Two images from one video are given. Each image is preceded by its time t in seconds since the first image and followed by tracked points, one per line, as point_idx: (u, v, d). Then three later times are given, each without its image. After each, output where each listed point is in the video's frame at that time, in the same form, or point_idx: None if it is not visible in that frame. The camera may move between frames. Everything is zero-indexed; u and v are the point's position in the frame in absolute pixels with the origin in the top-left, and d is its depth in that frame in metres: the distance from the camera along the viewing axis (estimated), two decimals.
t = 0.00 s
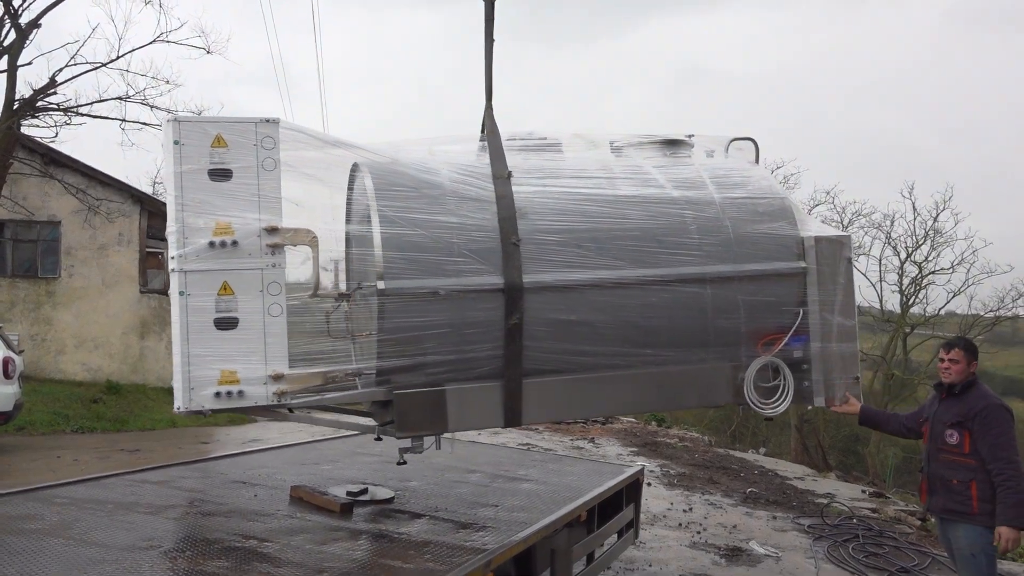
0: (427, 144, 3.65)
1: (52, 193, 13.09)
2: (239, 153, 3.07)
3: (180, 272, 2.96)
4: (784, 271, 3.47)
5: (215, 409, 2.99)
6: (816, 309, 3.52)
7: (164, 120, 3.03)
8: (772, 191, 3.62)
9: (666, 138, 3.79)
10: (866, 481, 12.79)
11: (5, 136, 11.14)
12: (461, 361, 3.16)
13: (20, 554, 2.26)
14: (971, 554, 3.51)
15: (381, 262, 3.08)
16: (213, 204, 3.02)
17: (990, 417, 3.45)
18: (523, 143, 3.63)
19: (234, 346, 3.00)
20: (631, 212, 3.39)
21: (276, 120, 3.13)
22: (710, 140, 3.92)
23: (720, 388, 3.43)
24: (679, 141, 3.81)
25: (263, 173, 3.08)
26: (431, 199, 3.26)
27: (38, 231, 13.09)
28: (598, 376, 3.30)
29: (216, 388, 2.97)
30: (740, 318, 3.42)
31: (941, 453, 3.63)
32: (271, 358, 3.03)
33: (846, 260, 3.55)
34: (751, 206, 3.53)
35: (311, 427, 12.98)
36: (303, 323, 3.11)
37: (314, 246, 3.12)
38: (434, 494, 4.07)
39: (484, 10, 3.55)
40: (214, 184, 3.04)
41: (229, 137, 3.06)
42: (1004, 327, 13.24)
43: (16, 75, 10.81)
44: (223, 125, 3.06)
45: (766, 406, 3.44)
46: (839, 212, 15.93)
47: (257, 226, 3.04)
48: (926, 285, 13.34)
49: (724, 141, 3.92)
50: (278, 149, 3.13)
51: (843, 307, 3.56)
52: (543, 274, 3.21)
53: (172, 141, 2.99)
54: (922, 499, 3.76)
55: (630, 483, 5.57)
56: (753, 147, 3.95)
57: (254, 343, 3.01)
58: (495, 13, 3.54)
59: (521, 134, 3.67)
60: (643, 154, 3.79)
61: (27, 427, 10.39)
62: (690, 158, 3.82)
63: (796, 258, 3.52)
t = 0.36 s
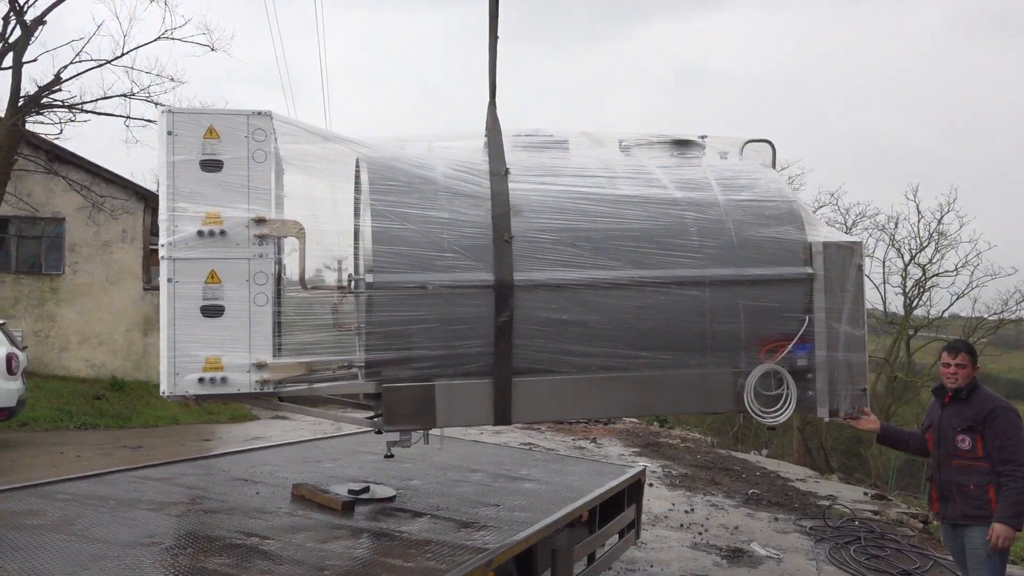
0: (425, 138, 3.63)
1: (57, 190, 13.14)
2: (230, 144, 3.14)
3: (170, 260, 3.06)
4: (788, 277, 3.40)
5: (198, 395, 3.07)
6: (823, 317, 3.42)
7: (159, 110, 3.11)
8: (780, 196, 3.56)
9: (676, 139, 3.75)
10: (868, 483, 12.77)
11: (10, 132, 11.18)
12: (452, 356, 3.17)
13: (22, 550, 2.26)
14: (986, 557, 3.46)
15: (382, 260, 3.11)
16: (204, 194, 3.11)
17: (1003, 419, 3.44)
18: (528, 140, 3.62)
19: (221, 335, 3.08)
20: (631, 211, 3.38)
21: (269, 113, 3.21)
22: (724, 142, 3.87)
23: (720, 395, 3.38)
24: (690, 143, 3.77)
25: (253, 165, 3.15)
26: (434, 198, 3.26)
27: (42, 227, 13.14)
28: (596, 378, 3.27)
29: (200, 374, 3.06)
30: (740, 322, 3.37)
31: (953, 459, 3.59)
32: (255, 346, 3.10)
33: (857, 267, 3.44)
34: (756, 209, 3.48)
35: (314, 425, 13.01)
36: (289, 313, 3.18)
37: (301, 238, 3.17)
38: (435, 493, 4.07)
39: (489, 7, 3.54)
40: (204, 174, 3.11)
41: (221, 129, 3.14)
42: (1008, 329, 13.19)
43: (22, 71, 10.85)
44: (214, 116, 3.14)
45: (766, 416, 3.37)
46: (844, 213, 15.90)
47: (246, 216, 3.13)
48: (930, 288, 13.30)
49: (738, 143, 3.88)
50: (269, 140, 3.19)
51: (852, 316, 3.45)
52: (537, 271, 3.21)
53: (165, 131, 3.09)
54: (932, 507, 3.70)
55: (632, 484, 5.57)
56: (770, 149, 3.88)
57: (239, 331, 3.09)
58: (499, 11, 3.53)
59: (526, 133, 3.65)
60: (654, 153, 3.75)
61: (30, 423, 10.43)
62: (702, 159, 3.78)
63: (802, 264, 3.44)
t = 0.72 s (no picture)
0: (421, 136, 3.63)
1: (56, 192, 13.15)
2: (220, 141, 3.23)
3: (161, 255, 3.16)
4: (795, 271, 3.29)
5: (187, 388, 3.15)
6: (831, 312, 3.31)
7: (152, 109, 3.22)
8: (787, 187, 3.44)
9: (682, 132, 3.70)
10: (868, 481, 12.78)
11: (9, 134, 11.18)
12: (446, 351, 3.18)
13: (21, 551, 2.26)
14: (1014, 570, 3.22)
15: (383, 256, 3.17)
16: (194, 191, 3.20)
17: None
18: (530, 136, 3.62)
19: (212, 329, 3.17)
20: (628, 206, 3.34)
21: (260, 110, 3.28)
22: (734, 137, 3.76)
23: (726, 393, 3.28)
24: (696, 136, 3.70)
25: (243, 161, 3.24)
26: (430, 196, 3.26)
27: (42, 229, 13.14)
28: (596, 376, 3.21)
29: (190, 366, 3.14)
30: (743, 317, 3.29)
31: (982, 466, 3.31)
32: (244, 340, 3.19)
33: (866, 259, 3.33)
34: (761, 202, 3.37)
35: (314, 426, 13.01)
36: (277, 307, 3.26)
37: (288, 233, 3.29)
38: (434, 492, 4.07)
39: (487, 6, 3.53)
40: (195, 171, 3.21)
41: (212, 127, 3.23)
42: (1008, 327, 13.20)
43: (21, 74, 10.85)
44: (205, 114, 3.23)
45: (774, 414, 3.24)
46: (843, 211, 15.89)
47: (235, 212, 3.21)
48: (930, 285, 13.29)
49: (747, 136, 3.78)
50: (258, 136, 3.26)
51: (863, 312, 3.33)
52: (528, 265, 3.21)
53: (158, 129, 3.19)
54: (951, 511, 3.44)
55: (632, 482, 5.57)
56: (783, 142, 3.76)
57: (228, 324, 3.18)
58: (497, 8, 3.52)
59: (526, 129, 3.65)
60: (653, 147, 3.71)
61: (30, 425, 10.43)
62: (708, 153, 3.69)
63: (809, 257, 3.33)
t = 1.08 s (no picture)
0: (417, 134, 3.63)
1: (48, 186, 13.08)
2: (210, 141, 3.27)
3: (153, 254, 3.20)
4: (797, 258, 3.25)
5: (179, 386, 3.17)
6: (837, 301, 3.24)
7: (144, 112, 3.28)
8: (787, 174, 3.39)
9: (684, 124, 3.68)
10: (858, 480, 12.88)
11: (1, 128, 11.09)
12: (438, 346, 3.20)
13: (12, 546, 2.26)
14: None
15: (381, 252, 3.21)
16: (184, 191, 3.24)
17: None
18: (529, 133, 3.61)
19: (204, 326, 3.19)
20: (621, 195, 3.31)
21: (246, 109, 3.30)
22: (737, 128, 3.74)
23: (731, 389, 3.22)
24: (698, 126, 3.68)
25: (232, 160, 3.27)
26: (422, 192, 3.28)
27: (33, 224, 13.07)
28: (595, 372, 3.21)
29: (181, 363, 3.16)
30: (744, 308, 3.24)
31: (1013, 470, 3.15)
32: (234, 337, 3.17)
33: (873, 246, 3.25)
34: (761, 190, 3.32)
35: (306, 422, 13.00)
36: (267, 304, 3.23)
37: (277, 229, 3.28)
38: (427, 489, 4.08)
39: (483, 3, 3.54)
40: (186, 171, 3.26)
41: (201, 126, 3.27)
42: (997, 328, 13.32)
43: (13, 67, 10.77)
44: (195, 115, 3.28)
45: (779, 408, 3.18)
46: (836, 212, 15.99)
47: (225, 209, 3.23)
48: (921, 286, 13.39)
49: (751, 127, 3.73)
50: (246, 135, 3.28)
51: (871, 300, 3.26)
52: (520, 258, 3.21)
53: (149, 131, 3.26)
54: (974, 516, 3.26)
55: (623, 480, 5.60)
56: (788, 131, 3.70)
57: (218, 322, 3.18)
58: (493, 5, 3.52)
59: (523, 126, 3.64)
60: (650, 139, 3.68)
61: (21, 420, 10.39)
62: (711, 142, 3.64)
63: (813, 245, 3.28)
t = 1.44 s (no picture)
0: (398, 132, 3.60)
1: (15, 175, 12.71)
2: (186, 144, 3.28)
3: (132, 259, 3.21)
4: (784, 244, 3.18)
5: (160, 387, 3.19)
6: (827, 286, 3.17)
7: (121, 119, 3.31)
8: (771, 161, 3.32)
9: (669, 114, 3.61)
10: (824, 480, 13.14)
11: None
12: (417, 342, 3.20)
13: None
14: None
15: (360, 249, 3.21)
16: (161, 195, 3.25)
17: None
18: (512, 132, 3.51)
19: (184, 329, 3.19)
20: (602, 186, 3.28)
21: (223, 112, 3.32)
22: (725, 118, 3.66)
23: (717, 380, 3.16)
24: (682, 116, 3.62)
25: (210, 162, 3.27)
26: (401, 189, 3.27)
27: None
28: (579, 366, 3.18)
29: (161, 366, 3.17)
30: (729, 297, 3.18)
31: (978, 480, 3.12)
32: (213, 339, 3.18)
33: (862, 230, 3.18)
34: (741, 176, 3.26)
35: (278, 419, 12.89)
36: (246, 305, 3.24)
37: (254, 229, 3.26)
38: (402, 487, 4.07)
39: None
40: (164, 174, 3.26)
41: (178, 130, 3.28)
42: (961, 332, 13.69)
43: None
44: (171, 119, 3.28)
45: (768, 397, 3.12)
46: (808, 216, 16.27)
47: (201, 211, 3.23)
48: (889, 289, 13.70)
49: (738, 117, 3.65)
50: (221, 138, 3.28)
51: (861, 285, 3.18)
52: (500, 252, 3.18)
53: (127, 137, 3.28)
54: (942, 525, 3.25)
55: (597, 479, 5.64)
56: (777, 118, 3.60)
57: (197, 324, 3.18)
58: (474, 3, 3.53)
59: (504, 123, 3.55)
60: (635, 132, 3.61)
61: None
62: (696, 131, 3.57)
63: (800, 230, 3.21)
